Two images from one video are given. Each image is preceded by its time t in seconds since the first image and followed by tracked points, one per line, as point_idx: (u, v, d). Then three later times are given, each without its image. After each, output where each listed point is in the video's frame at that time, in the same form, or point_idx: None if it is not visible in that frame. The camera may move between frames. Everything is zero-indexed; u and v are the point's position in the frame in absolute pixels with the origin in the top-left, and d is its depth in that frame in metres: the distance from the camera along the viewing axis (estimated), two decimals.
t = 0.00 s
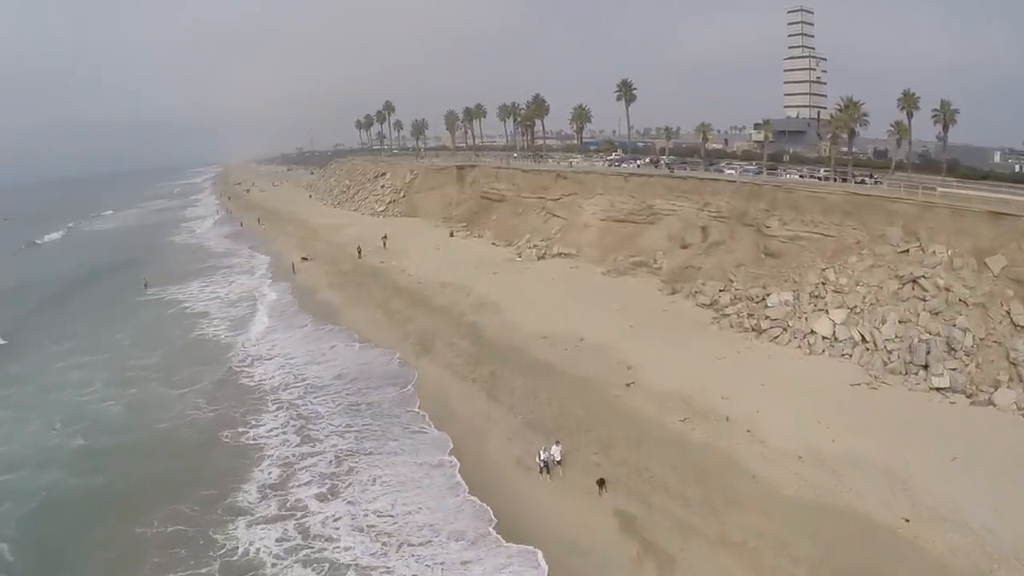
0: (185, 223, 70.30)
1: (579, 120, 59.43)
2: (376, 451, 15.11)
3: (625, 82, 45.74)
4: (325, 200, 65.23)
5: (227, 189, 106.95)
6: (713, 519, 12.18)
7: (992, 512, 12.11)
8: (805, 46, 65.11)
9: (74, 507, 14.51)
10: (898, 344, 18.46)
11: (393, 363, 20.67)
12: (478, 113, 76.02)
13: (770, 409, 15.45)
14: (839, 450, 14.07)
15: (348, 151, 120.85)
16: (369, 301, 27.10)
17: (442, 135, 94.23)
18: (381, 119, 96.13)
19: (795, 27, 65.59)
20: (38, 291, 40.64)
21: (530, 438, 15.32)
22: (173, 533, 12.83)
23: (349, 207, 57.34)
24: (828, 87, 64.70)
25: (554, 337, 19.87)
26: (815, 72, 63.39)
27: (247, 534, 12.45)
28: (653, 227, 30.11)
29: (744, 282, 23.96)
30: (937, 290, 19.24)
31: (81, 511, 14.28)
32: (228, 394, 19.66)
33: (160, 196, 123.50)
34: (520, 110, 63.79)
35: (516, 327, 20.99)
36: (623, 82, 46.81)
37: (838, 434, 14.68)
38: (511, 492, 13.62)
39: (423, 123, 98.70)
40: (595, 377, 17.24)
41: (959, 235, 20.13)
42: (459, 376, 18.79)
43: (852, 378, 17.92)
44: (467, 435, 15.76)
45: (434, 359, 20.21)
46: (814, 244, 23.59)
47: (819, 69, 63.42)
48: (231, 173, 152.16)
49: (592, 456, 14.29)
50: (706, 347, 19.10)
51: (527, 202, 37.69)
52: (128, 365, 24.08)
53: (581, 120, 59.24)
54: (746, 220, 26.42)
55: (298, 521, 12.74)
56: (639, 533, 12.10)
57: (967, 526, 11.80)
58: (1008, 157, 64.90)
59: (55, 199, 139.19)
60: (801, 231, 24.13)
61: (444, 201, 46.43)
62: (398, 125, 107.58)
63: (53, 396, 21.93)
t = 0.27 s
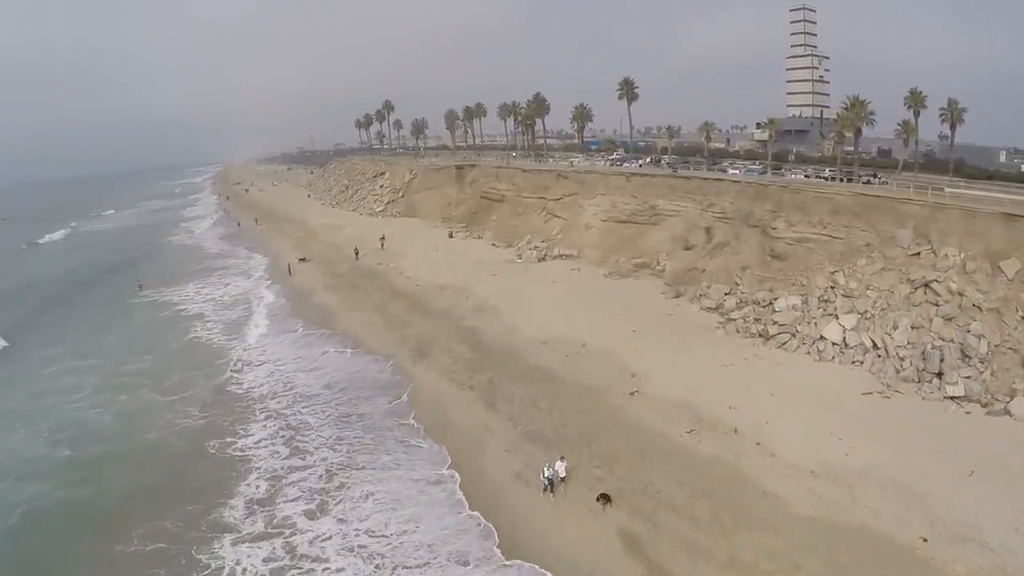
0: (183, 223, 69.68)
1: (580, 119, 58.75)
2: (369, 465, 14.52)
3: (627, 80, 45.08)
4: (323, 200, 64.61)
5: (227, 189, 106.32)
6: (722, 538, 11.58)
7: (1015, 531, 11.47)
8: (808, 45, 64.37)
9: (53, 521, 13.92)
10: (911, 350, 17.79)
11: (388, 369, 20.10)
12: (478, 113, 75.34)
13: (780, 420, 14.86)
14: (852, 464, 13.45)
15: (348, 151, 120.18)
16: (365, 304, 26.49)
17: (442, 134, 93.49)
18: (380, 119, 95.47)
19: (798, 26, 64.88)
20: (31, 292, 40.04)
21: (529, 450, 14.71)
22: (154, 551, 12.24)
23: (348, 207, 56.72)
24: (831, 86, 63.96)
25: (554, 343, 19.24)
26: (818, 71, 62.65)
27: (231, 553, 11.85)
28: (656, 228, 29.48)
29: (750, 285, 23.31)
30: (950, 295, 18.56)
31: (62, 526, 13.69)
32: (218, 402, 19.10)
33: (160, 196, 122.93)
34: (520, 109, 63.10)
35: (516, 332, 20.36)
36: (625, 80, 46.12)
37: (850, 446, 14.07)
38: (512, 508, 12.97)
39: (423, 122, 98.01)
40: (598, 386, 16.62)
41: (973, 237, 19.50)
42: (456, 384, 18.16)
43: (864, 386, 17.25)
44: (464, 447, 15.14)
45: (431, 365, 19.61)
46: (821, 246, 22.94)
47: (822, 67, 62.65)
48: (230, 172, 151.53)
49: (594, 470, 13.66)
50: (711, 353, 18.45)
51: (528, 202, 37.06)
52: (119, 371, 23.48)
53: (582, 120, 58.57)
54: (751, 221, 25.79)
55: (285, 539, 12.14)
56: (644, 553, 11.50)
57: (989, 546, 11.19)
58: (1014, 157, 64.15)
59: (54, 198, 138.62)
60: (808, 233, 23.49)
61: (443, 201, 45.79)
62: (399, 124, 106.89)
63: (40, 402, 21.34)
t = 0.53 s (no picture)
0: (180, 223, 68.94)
1: (581, 117, 58.09)
2: (359, 479, 13.90)
3: (629, 78, 44.40)
4: (322, 200, 63.99)
5: (225, 189, 105.52)
6: (733, 561, 10.95)
7: None
8: (810, 43, 63.70)
9: (30, 537, 13.31)
10: (924, 357, 17.11)
11: (381, 375, 19.46)
12: (478, 111, 74.70)
13: (790, 433, 14.29)
14: (866, 479, 12.86)
15: (348, 150, 119.41)
16: (361, 307, 25.88)
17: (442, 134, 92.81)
18: (379, 118, 94.80)
19: (800, 24, 64.16)
20: (23, 294, 39.38)
21: (529, 463, 14.04)
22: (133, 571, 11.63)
23: (346, 207, 56.09)
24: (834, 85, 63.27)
25: (555, 349, 18.63)
26: (821, 70, 61.98)
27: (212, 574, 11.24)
28: (658, 229, 28.86)
29: (756, 288, 22.66)
30: (964, 299, 17.87)
31: (41, 543, 13.05)
32: (207, 410, 18.48)
33: (159, 195, 122.38)
34: (521, 108, 62.45)
35: (515, 337, 19.74)
36: (626, 78, 45.42)
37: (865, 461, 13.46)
38: (510, 526, 12.31)
39: (422, 122, 97.30)
40: (600, 395, 16.02)
41: (988, 239, 18.85)
42: (453, 392, 17.54)
43: (875, 395, 16.60)
44: (461, 460, 14.51)
45: (427, 370, 19.00)
46: (829, 248, 22.31)
47: (824, 66, 61.70)
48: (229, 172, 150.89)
49: (597, 485, 13.03)
50: (717, 360, 17.82)
51: (528, 202, 36.40)
52: (109, 376, 22.84)
53: (582, 118, 57.92)
54: (757, 222, 25.15)
55: (271, 559, 11.53)
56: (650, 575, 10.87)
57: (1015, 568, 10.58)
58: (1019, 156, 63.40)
59: (52, 198, 137.97)
60: (816, 235, 22.84)
61: (442, 201, 45.14)
62: (398, 124, 106.11)
63: (25, 410, 20.69)
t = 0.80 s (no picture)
0: (178, 224, 68.35)
1: (581, 116, 57.45)
2: (349, 496, 13.30)
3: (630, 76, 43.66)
4: (320, 200, 63.38)
5: (224, 189, 104.86)
6: None
7: None
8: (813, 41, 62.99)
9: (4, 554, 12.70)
10: (938, 365, 16.38)
11: (375, 382, 18.86)
12: (477, 110, 74.02)
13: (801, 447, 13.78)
14: (881, 496, 12.30)
15: (347, 150, 118.58)
16: (357, 310, 25.29)
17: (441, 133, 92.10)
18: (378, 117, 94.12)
19: (803, 21, 63.44)
20: (15, 296, 38.73)
21: (528, 477, 13.41)
22: None
23: (344, 207, 55.46)
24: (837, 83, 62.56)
25: (556, 356, 18.05)
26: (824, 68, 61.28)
27: None
28: (661, 230, 28.26)
29: (762, 292, 21.98)
30: (979, 305, 17.24)
31: (15, 561, 12.44)
32: (195, 418, 17.90)
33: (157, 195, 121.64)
34: (521, 107, 61.81)
35: (514, 344, 19.09)
36: (628, 76, 44.70)
37: (879, 477, 12.94)
38: (509, 545, 11.71)
39: (421, 120, 96.59)
40: (603, 407, 15.40)
41: (1002, 243, 18.28)
42: (449, 401, 16.89)
43: (888, 406, 15.88)
44: (457, 474, 13.88)
45: (423, 377, 18.40)
46: (838, 251, 21.66)
47: (827, 65, 60.27)
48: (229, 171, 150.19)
49: (600, 503, 12.41)
50: (724, 369, 17.25)
51: (528, 202, 35.74)
52: (98, 382, 22.25)
53: (583, 117, 57.28)
54: (763, 224, 24.49)
55: None
56: None
57: None
58: None
59: (50, 198, 137.32)
60: (824, 237, 22.23)
61: (441, 201, 44.52)
62: (398, 123, 105.29)
63: (8, 418, 20.09)
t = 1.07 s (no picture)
0: (175, 223, 67.69)
1: (582, 115, 56.81)
2: (336, 514, 12.67)
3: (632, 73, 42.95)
4: (319, 199, 62.75)
5: (223, 188, 104.14)
6: None
7: None
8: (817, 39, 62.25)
9: None
10: (952, 373, 15.71)
11: (368, 390, 18.23)
12: (478, 109, 73.30)
13: (812, 461, 13.13)
14: (897, 515, 11.65)
15: (346, 150, 117.45)
16: (352, 313, 24.68)
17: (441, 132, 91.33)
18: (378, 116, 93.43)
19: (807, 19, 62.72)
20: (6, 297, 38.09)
21: (526, 493, 12.79)
22: None
23: (342, 207, 54.84)
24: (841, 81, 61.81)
25: (556, 363, 17.42)
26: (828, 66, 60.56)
27: None
28: (664, 232, 27.62)
29: (769, 295, 21.32)
30: (994, 310, 16.55)
31: None
32: (181, 427, 17.30)
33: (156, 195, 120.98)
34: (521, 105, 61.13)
35: (513, 350, 18.47)
36: (629, 74, 44.03)
37: (894, 494, 12.30)
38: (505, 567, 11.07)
39: (421, 119, 95.87)
40: (604, 416, 14.79)
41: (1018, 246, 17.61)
42: (445, 410, 16.28)
43: (902, 417, 15.22)
44: (452, 488, 13.27)
45: (419, 385, 17.79)
46: (847, 253, 21.04)
47: (829, 64, 58.93)
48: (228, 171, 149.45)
49: (602, 521, 11.79)
50: (730, 377, 16.61)
51: (528, 203, 35.13)
52: (85, 387, 21.62)
53: (584, 116, 56.63)
54: (768, 225, 23.86)
55: None
56: None
57: None
58: None
59: (49, 197, 136.64)
60: (832, 239, 21.59)
61: (440, 201, 43.90)
62: (398, 122, 104.57)
63: None
